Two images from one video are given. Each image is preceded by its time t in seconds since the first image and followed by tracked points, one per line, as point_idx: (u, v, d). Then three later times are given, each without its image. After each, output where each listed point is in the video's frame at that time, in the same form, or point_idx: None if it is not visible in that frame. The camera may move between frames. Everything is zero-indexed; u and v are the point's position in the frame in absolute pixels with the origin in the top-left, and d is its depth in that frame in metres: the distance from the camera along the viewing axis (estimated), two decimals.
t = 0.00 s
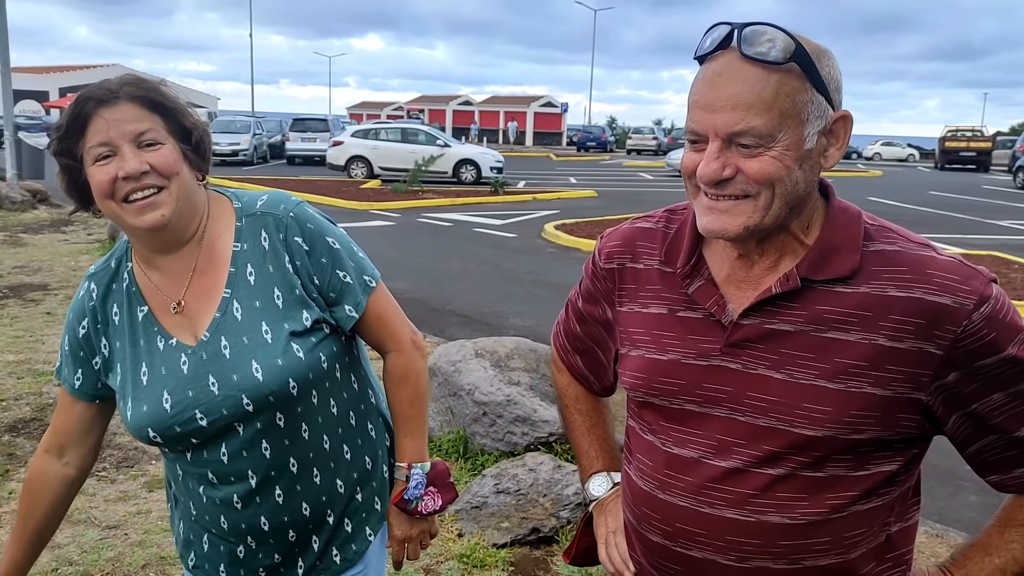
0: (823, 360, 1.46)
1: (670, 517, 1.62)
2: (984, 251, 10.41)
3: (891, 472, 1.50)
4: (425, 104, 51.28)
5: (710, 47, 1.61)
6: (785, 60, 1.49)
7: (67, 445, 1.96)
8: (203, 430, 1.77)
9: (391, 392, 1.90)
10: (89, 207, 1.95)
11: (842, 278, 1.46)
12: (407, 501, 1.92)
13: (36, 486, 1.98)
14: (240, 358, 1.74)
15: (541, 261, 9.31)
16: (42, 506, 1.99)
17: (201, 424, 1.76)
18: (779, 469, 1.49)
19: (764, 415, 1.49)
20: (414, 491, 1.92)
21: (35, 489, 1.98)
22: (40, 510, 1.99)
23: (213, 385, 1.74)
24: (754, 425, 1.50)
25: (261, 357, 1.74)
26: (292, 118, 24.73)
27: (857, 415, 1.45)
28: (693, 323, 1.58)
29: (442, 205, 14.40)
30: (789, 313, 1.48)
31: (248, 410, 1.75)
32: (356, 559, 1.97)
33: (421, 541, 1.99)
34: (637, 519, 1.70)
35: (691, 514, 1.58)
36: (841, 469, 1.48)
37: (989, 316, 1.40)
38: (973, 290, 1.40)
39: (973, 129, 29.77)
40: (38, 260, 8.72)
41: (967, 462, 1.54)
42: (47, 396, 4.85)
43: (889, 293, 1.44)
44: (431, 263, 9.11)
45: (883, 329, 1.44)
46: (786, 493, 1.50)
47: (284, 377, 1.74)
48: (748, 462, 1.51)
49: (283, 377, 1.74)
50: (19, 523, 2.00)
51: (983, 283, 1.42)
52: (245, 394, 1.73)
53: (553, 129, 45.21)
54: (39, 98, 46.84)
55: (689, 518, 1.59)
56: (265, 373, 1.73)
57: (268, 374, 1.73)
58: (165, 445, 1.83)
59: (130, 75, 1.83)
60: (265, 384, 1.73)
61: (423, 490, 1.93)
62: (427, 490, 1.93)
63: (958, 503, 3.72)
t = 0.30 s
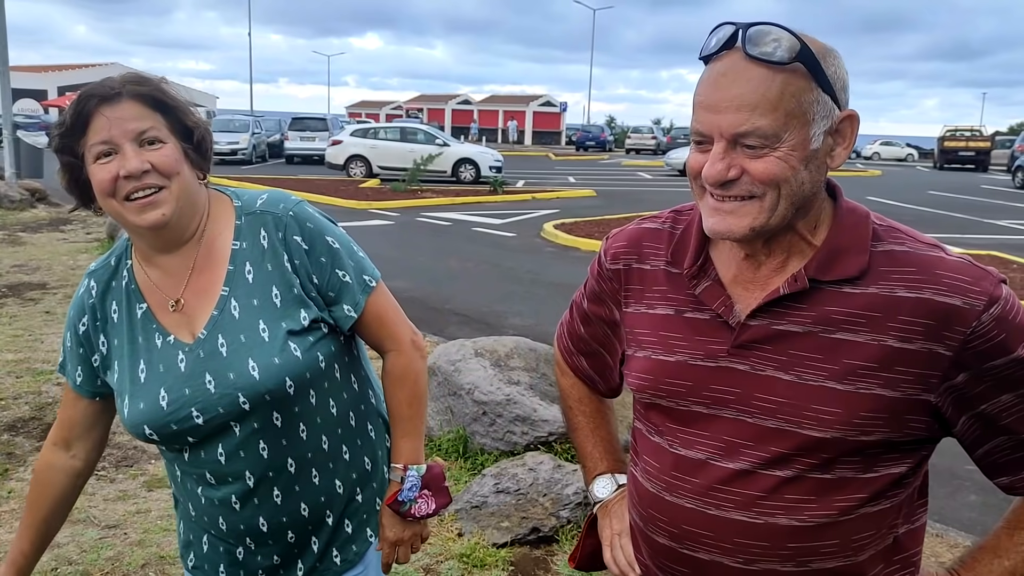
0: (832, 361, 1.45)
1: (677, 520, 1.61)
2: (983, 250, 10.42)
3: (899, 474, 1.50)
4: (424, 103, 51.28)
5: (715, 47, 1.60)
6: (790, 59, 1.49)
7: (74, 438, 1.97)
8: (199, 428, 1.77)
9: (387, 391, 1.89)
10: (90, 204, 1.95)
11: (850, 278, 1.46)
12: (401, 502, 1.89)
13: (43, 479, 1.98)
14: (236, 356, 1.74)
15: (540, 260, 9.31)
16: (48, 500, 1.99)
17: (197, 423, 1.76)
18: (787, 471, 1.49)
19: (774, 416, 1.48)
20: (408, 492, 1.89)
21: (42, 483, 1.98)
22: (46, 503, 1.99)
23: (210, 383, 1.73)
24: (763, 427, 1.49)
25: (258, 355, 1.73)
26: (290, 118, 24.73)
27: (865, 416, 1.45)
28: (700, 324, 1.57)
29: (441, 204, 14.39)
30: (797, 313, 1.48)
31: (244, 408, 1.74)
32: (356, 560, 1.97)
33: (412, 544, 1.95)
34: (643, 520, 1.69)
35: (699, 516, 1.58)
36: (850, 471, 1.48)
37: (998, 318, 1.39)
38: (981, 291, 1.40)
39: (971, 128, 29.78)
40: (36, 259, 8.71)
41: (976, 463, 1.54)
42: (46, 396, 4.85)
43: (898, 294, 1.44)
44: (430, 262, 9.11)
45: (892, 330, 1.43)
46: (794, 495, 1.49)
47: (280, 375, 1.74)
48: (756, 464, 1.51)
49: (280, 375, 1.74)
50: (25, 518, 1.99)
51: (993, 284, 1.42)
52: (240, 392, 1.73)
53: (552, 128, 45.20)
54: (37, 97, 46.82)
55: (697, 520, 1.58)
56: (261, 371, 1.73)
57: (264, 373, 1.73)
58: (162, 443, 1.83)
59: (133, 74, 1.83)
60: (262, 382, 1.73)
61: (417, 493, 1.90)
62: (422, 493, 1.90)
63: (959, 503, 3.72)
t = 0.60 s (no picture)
0: (836, 363, 1.45)
1: (680, 521, 1.61)
2: (980, 250, 10.43)
3: (902, 476, 1.49)
4: (422, 102, 51.26)
5: (722, 46, 1.60)
6: (798, 60, 1.48)
7: (79, 434, 1.97)
8: (197, 424, 1.76)
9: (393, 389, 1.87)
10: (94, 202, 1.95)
11: (855, 279, 1.45)
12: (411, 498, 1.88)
13: (48, 474, 1.97)
14: (235, 351, 1.73)
15: (539, 259, 9.31)
16: (52, 495, 1.98)
17: (195, 418, 1.75)
18: (790, 473, 1.49)
19: (778, 417, 1.48)
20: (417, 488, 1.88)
21: (47, 478, 1.98)
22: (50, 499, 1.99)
23: (208, 379, 1.73)
24: (765, 428, 1.49)
25: (256, 351, 1.73)
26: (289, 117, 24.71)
27: (869, 418, 1.44)
28: (702, 325, 1.57)
29: (439, 203, 14.38)
30: (802, 314, 1.47)
31: (242, 404, 1.74)
32: (357, 562, 1.96)
33: (420, 545, 1.94)
34: (646, 522, 1.69)
35: (702, 517, 1.57)
36: (854, 472, 1.47)
37: (1003, 319, 1.39)
38: (987, 292, 1.40)
39: (969, 128, 29.81)
40: (34, 258, 8.70)
41: (979, 464, 1.54)
42: (44, 395, 4.84)
43: (903, 296, 1.43)
44: (429, 261, 9.11)
45: (896, 331, 1.43)
46: (797, 496, 1.49)
47: (278, 371, 1.73)
48: (759, 465, 1.50)
49: (277, 371, 1.73)
50: (30, 513, 1.99)
51: (998, 286, 1.41)
52: (238, 388, 1.72)
53: (550, 128, 45.20)
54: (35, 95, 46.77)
55: (699, 521, 1.58)
56: (259, 367, 1.72)
57: (261, 368, 1.72)
58: (160, 439, 1.82)
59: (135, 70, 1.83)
60: (259, 378, 1.72)
61: (423, 491, 1.89)
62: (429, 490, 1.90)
63: (958, 503, 3.72)
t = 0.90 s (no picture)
0: (836, 364, 1.45)
1: (679, 521, 1.61)
2: (975, 251, 10.45)
3: (901, 476, 1.50)
4: (419, 102, 51.22)
5: (721, 46, 1.60)
6: (796, 61, 1.48)
7: (84, 419, 1.96)
8: (192, 412, 1.76)
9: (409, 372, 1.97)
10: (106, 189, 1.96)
11: (855, 280, 1.46)
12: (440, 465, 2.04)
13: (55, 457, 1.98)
14: (236, 342, 1.73)
15: (535, 259, 9.31)
16: (60, 479, 1.99)
17: (191, 407, 1.75)
18: (791, 473, 1.49)
19: (779, 418, 1.48)
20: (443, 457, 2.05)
21: (54, 462, 1.98)
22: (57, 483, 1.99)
23: (207, 368, 1.73)
24: (766, 429, 1.49)
25: (257, 343, 1.73)
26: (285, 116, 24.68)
27: (869, 418, 1.45)
28: (701, 325, 1.57)
29: (436, 203, 14.37)
30: (801, 315, 1.48)
31: (239, 395, 1.74)
32: (347, 567, 1.94)
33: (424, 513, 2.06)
34: (644, 522, 1.69)
35: (701, 517, 1.57)
36: (852, 473, 1.48)
37: (1003, 319, 1.39)
38: (986, 293, 1.40)
39: (965, 129, 29.88)
40: (29, 257, 8.67)
41: (976, 463, 1.54)
42: (40, 394, 4.82)
43: (903, 296, 1.43)
44: (425, 261, 9.10)
45: (896, 332, 1.43)
46: (798, 497, 1.49)
47: (277, 365, 1.73)
48: (759, 466, 1.50)
49: (277, 366, 1.73)
50: (37, 497, 1.99)
51: (997, 286, 1.42)
52: (235, 378, 1.72)
53: (546, 128, 45.21)
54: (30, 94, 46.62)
55: (698, 520, 1.58)
56: (258, 358, 1.72)
57: (261, 360, 1.72)
58: (154, 427, 1.82)
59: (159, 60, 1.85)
60: (258, 370, 1.72)
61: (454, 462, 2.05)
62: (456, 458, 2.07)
63: (953, 502, 3.73)
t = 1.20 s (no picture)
0: (829, 363, 1.46)
1: (673, 521, 1.61)
2: (968, 253, 10.50)
3: (893, 474, 1.51)
4: (412, 104, 51.21)
5: (709, 50, 1.61)
6: (780, 66, 1.50)
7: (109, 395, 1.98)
8: (196, 400, 1.77)
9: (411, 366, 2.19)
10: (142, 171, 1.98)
11: (845, 280, 1.47)
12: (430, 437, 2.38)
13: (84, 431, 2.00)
14: (248, 336, 1.75)
15: (529, 261, 9.32)
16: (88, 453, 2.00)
17: (194, 394, 1.76)
18: (784, 473, 1.50)
19: (773, 418, 1.49)
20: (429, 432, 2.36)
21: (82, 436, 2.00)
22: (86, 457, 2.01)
23: (215, 358, 1.74)
24: (760, 428, 1.50)
25: (269, 340, 1.75)
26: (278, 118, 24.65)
27: (861, 417, 1.46)
28: (695, 326, 1.58)
29: (430, 204, 14.37)
30: (793, 315, 1.49)
31: (244, 389, 1.74)
32: None
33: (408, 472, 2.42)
34: (639, 523, 1.70)
35: (696, 517, 1.58)
36: (845, 471, 1.49)
37: (991, 318, 1.41)
38: (975, 292, 1.42)
39: (957, 131, 30.02)
40: (22, 259, 8.64)
41: (966, 461, 1.56)
42: (33, 397, 4.81)
43: (893, 296, 1.45)
44: (419, 262, 9.10)
45: (887, 331, 1.44)
46: (791, 496, 1.50)
47: (285, 364, 1.74)
48: (753, 466, 1.51)
49: (285, 365, 1.74)
50: (66, 473, 2.01)
51: (986, 285, 1.43)
52: (242, 373, 1.73)
53: (540, 130, 45.25)
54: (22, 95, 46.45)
55: (692, 520, 1.59)
56: (269, 355, 1.74)
57: (270, 358, 1.74)
58: (153, 410, 1.82)
59: (211, 53, 1.88)
60: (266, 367, 1.73)
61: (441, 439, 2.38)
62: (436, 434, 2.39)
63: (946, 503, 3.75)
